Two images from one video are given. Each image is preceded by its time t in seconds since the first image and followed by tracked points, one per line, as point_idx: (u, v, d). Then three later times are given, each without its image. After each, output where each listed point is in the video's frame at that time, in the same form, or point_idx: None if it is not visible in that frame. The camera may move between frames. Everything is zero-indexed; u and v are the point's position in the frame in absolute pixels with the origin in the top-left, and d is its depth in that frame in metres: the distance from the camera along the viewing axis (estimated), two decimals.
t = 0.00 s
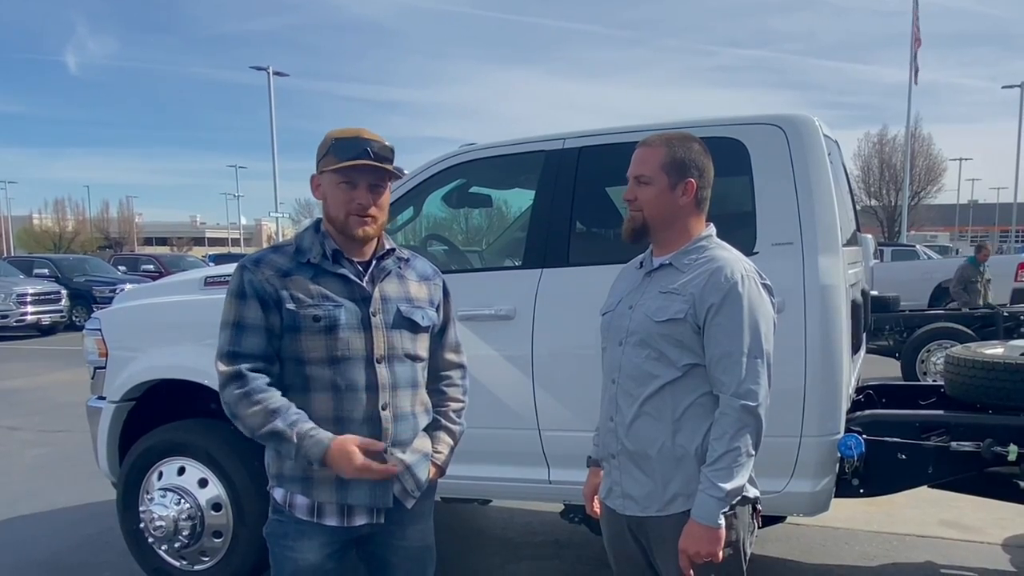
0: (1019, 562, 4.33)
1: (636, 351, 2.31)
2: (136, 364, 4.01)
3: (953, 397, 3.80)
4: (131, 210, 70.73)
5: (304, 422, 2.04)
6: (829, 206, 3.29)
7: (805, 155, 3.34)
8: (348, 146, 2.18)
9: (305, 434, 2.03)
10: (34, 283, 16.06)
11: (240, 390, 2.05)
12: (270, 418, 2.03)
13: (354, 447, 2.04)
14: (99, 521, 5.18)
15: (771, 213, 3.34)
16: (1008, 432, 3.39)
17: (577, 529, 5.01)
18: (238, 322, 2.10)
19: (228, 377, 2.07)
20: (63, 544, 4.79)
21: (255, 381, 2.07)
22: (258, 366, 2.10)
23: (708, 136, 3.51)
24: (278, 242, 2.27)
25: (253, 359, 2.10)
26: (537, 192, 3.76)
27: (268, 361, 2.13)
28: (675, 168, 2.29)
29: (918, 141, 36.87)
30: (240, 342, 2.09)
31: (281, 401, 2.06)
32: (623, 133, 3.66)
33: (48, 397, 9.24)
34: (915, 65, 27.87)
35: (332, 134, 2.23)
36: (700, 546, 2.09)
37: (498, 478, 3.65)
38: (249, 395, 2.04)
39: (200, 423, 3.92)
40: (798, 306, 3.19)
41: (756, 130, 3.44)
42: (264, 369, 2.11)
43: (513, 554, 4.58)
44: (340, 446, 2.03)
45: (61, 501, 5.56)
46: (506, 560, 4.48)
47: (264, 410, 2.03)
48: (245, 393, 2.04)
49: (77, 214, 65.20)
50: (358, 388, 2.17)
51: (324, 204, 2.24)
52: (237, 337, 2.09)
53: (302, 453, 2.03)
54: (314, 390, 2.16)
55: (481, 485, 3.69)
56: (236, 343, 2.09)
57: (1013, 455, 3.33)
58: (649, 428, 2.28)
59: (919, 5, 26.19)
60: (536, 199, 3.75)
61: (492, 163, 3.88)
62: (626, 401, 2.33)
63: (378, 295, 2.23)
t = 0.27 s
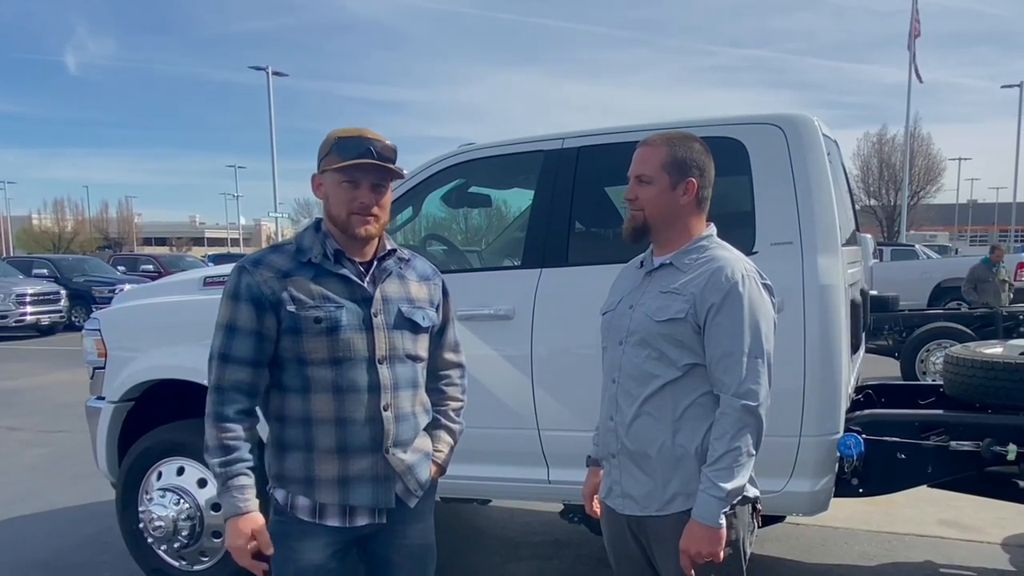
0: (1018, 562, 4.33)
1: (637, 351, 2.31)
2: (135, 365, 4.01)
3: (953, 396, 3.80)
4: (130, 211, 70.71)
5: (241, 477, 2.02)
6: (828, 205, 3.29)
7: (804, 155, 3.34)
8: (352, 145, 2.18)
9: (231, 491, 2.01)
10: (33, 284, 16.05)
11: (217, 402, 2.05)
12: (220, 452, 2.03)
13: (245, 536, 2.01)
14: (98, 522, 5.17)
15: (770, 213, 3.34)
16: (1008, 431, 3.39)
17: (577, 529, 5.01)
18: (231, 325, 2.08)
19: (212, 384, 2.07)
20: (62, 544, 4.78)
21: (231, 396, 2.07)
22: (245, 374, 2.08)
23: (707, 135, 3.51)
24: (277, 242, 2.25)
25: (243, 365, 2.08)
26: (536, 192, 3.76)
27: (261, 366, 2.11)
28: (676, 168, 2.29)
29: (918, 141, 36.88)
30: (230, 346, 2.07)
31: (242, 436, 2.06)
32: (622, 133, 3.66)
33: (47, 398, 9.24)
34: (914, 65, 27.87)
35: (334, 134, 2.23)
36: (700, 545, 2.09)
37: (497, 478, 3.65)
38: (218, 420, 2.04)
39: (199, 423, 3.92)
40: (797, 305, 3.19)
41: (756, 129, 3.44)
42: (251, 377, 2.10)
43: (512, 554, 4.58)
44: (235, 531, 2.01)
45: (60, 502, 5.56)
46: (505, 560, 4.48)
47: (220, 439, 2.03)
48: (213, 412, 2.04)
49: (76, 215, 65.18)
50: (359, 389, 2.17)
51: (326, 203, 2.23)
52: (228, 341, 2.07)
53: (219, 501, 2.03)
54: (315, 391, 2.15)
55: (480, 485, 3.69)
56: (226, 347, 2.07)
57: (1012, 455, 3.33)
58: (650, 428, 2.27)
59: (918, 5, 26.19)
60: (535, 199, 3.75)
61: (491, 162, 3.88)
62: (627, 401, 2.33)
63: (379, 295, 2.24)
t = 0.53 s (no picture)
0: (1018, 561, 4.33)
1: (637, 351, 2.31)
2: (134, 365, 4.01)
3: (952, 396, 3.80)
4: (129, 211, 70.68)
5: (281, 448, 2.03)
6: (827, 205, 3.29)
7: (803, 155, 3.35)
8: (372, 153, 2.17)
9: (278, 462, 2.02)
10: (32, 285, 16.03)
11: (227, 398, 2.06)
12: (251, 438, 2.04)
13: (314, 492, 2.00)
14: (97, 523, 5.17)
15: (769, 213, 3.35)
16: (1007, 431, 3.39)
17: (576, 529, 5.01)
18: (231, 325, 2.10)
19: (219, 383, 2.08)
20: (62, 545, 4.78)
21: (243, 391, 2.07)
22: (247, 373, 2.10)
23: (706, 136, 3.51)
24: (275, 242, 2.26)
25: (246, 364, 2.09)
26: (535, 193, 3.76)
27: (262, 366, 2.13)
28: (676, 169, 2.29)
29: (916, 141, 36.89)
30: (230, 346, 2.09)
31: (266, 417, 2.06)
32: (621, 133, 3.67)
33: (47, 399, 9.23)
34: (913, 65, 27.87)
35: (343, 139, 2.18)
36: (701, 545, 2.09)
37: (497, 478, 3.65)
38: (236, 407, 2.05)
39: (198, 424, 3.92)
40: (796, 305, 3.19)
41: (754, 130, 3.45)
42: (254, 375, 2.11)
43: (512, 554, 4.58)
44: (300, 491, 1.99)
45: (60, 503, 5.56)
46: (505, 560, 4.48)
47: (246, 426, 2.04)
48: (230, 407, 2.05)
49: (75, 215, 65.16)
50: (355, 389, 2.17)
51: (339, 210, 2.18)
52: (228, 341, 2.09)
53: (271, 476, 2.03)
54: (312, 392, 2.16)
55: (480, 485, 3.69)
56: (227, 347, 2.08)
57: (1011, 455, 3.34)
58: (650, 428, 2.28)
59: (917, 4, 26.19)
60: (534, 199, 3.76)
61: (490, 163, 3.88)
62: (627, 401, 2.33)
63: (375, 296, 2.23)
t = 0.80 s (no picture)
0: (1017, 561, 4.33)
1: (636, 351, 2.31)
2: (133, 367, 4.01)
3: (951, 396, 3.81)
4: (128, 212, 70.67)
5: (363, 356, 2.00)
6: (825, 205, 3.30)
7: (801, 155, 3.35)
8: (389, 157, 2.21)
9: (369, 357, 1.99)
10: (31, 286, 16.03)
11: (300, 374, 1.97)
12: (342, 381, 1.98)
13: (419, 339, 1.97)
14: (97, 524, 5.17)
15: (767, 213, 3.35)
16: (1006, 431, 3.39)
17: (576, 529, 5.01)
18: (266, 322, 2.02)
19: (270, 369, 1.97)
20: (62, 546, 4.78)
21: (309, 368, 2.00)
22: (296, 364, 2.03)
23: (705, 136, 3.52)
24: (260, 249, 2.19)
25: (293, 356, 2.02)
26: (534, 193, 3.77)
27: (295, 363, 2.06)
28: (674, 170, 2.29)
29: (915, 141, 36.91)
30: (272, 341, 2.00)
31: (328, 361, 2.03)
32: (620, 134, 3.67)
33: (46, 399, 9.24)
34: (912, 65, 27.88)
35: (359, 142, 2.17)
36: (701, 544, 2.10)
37: (497, 478, 3.65)
38: (298, 372, 1.97)
39: (198, 425, 3.92)
40: (795, 305, 3.19)
41: (752, 130, 3.45)
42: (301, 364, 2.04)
43: (512, 554, 4.58)
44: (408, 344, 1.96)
45: (60, 504, 5.56)
46: (504, 560, 4.49)
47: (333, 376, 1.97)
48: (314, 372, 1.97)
49: (74, 216, 65.15)
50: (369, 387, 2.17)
51: (359, 212, 2.17)
52: (269, 337, 2.00)
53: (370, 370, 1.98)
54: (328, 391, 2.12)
55: (480, 486, 3.69)
56: (270, 342, 2.00)
57: (1010, 455, 3.34)
58: (651, 428, 2.28)
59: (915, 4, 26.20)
60: (533, 200, 3.76)
61: (489, 164, 3.89)
62: (626, 402, 2.33)
63: (378, 295, 2.25)
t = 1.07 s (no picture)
0: (1017, 561, 4.34)
1: (635, 351, 2.31)
2: (133, 368, 4.01)
3: (950, 396, 3.81)
4: (127, 213, 70.64)
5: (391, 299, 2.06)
6: (824, 206, 3.30)
7: (800, 155, 3.35)
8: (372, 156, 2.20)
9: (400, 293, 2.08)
10: (30, 287, 16.02)
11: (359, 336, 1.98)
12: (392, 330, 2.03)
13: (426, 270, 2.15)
14: (97, 525, 5.17)
15: (766, 214, 3.35)
16: (1005, 431, 3.40)
17: (576, 530, 5.01)
18: (300, 308, 2.00)
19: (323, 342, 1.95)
20: (61, 547, 4.78)
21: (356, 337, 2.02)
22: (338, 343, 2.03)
23: (704, 137, 3.52)
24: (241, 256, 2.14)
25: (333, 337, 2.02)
26: (534, 194, 3.77)
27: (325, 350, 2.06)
28: (670, 170, 2.29)
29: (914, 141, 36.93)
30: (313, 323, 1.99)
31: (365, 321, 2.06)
32: (619, 134, 3.67)
33: (46, 401, 9.24)
34: (911, 65, 27.90)
35: (344, 141, 2.16)
36: (699, 543, 2.10)
37: (496, 479, 3.65)
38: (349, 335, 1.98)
39: (197, 426, 3.92)
40: (794, 306, 3.20)
41: (751, 130, 3.45)
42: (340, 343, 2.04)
43: (511, 555, 4.58)
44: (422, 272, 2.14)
45: (59, 505, 5.56)
46: (504, 561, 4.49)
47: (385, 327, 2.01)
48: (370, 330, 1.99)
49: (73, 217, 65.14)
50: (376, 381, 2.20)
51: (342, 211, 2.17)
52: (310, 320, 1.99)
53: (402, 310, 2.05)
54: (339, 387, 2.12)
55: (480, 487, 3.69)
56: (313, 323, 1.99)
57: (1009, 454, 3.35)
58: (649, 427, 2.28)
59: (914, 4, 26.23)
60: (532, 201, 3.76)
61: (488, 164, 3.89)
62: (624, 402, 2.33)
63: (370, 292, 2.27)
